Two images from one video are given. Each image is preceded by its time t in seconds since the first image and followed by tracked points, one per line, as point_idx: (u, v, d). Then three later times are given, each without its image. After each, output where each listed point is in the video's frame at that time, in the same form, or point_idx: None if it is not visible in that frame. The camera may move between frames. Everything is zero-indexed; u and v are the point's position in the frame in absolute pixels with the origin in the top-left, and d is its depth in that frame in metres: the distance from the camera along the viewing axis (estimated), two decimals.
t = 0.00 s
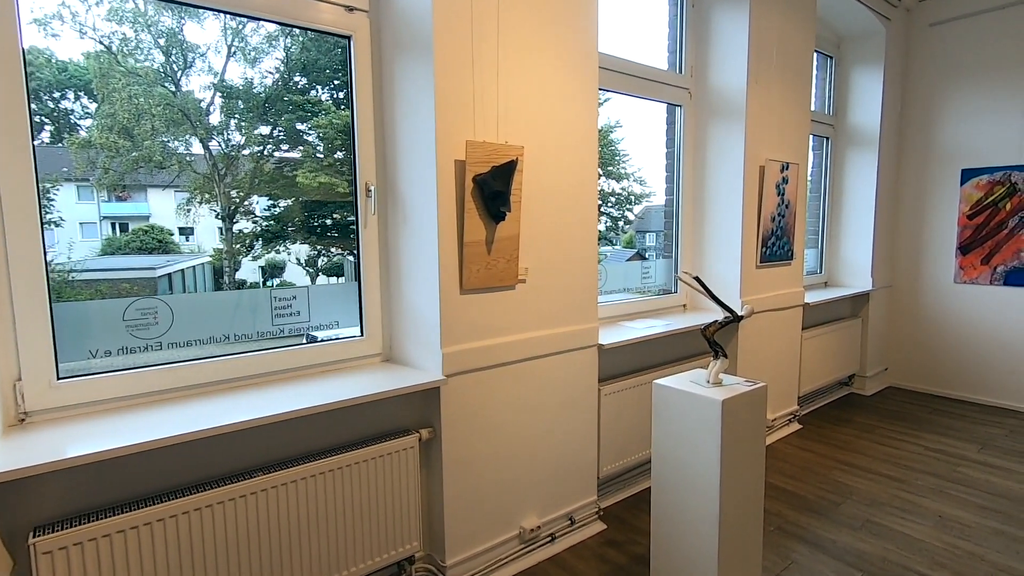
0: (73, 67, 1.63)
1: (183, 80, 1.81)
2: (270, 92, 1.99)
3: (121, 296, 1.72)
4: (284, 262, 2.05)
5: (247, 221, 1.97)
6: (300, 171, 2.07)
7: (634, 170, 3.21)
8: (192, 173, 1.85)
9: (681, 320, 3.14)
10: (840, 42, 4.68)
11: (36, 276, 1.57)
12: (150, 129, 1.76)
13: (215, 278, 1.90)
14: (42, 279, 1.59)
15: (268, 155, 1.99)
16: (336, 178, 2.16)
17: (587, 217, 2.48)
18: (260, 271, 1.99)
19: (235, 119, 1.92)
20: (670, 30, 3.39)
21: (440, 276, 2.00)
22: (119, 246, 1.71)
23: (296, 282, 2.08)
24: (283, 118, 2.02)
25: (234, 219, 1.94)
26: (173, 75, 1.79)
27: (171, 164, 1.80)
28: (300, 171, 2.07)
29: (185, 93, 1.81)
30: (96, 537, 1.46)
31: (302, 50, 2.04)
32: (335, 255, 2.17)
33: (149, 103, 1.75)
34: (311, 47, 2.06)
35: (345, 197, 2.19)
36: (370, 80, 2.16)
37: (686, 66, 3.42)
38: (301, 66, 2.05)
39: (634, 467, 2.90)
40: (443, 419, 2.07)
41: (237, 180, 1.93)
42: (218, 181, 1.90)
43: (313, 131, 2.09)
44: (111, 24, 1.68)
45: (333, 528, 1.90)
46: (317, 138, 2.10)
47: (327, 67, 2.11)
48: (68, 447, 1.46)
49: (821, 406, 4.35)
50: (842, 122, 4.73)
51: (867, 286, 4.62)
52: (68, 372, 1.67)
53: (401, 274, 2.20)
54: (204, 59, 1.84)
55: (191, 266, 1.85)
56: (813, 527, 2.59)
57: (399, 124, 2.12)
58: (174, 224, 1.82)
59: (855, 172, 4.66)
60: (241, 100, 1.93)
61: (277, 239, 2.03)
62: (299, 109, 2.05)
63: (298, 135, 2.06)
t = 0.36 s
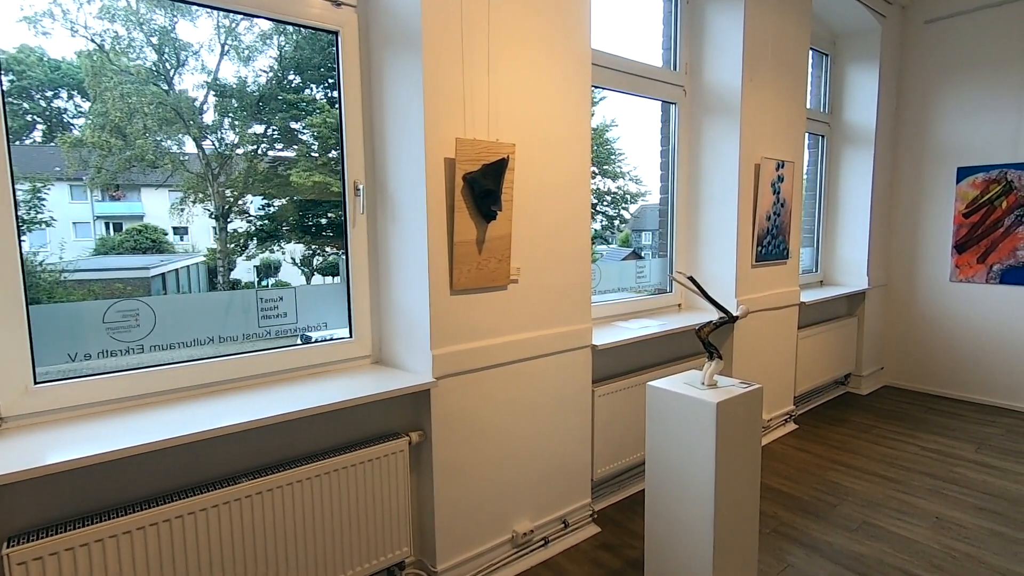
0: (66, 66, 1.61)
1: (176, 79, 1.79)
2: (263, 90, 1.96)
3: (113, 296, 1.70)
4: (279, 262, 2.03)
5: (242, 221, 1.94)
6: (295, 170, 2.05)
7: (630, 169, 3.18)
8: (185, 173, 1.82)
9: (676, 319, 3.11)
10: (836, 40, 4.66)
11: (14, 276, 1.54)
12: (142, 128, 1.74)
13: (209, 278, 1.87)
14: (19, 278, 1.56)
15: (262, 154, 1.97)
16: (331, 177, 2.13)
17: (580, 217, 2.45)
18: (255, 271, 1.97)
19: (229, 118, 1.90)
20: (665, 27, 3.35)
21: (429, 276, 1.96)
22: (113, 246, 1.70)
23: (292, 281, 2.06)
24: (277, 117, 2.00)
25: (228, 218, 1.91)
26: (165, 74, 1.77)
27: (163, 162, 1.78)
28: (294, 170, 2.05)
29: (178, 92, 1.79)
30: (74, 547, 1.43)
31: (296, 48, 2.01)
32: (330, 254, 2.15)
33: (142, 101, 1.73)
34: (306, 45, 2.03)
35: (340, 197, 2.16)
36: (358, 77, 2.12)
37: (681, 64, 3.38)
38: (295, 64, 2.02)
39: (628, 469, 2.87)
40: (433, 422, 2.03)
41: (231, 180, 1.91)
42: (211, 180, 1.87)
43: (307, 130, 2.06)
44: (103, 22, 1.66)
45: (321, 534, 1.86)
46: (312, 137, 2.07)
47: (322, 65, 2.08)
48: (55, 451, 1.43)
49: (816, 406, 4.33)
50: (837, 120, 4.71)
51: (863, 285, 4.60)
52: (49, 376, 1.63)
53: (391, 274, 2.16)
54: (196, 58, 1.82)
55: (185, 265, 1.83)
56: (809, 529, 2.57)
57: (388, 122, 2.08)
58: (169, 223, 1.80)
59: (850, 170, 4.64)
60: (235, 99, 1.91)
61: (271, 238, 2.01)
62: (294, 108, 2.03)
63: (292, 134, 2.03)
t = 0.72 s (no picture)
0: (59, 64, 1.60)
1: (169, 76, 1.77)
2: (258, 88, 1.94)
3: (106, 296, 1.68)
4: (275, 262, 2.01)
5: (236, 220, 1.93)
6: (289, 168, 2.02)
7: (626, 168, 3.17)
8: (179, 172, 1.81)
9: (670, 319, 3.08)
10: (831, 38, 4.64)
11: None
12: (135, 126, 1.72)
13: (204, 277, 1.86)
14: None
15: (257, 152, 1.95)
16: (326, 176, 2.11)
17: (571, 215, 2.42)
18: (250, 270, 1.96)
19: (224, 116, 1.88)
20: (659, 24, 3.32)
21: (416, 276, 1.93)
22: (107, 246, 1.68)
23: (287, 281, 2.04)
24: (272, 115, 1.98)
25: (222, 217, 1.90)
26: (158, 72, 1.75)
27: (156, 161, 1.76)
28: (289, 168, 2.02)
29: (171, 90, 1.77)
30: (50, 555, 1.40)
31: (290, 45, 1.99)
32: (326, 253, 2.13)
33: (134, 99, 1.71)
34: (300, 42, 2.01)
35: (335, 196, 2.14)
36: (345, 73, 2.08)
37: (674, 61, 3.35)
38: (290, 62, 2.00)
39: (621, 470, 2.84)
40: (421, 425, 2.00)
41: (226, 179, 1.90)
42: (206, 179, 1.86)
43: (302, 129, 2.04)
44: (95, 19, 1.64)
45: (306, 540, 1.82)
46: (307, 136, 2.05)
47: (317, 63, 2.06)
48: (43, 454, 1.41)
49: (811, 406, 4.31)
50: (832, 118, 4.69)
51: (858, 284, 4.59)
52: (42, 378, 1.61)
53: (378, 274, 2.12)
54: (190, 55, 1.80)
55: (180, 265, 1.81)
56: (803, 530, 2.54)
57: (375, 119, 2.04)
58: (163, 222, 1.78)
59: (845, 169, 4.62)
60: (229, 98, 1.89)
61: (267, 237, 1.99)
62: (289, 106, 2.01)
63: (287, 132, 2.01)
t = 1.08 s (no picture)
0: (54, 61, 1.60)
1: (164, 74, 1.77)
2: (253, 86, 1.94)
3: (102, 295, 1.68)
4: (272, 260, 2.01)
5: (232, 218, 1.92)
6: (284, 167, 2.02)
7: (624, 167, 3.16)
8: (174, 170, 1.80)
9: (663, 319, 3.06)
10: (826, 36, 4.61)
11: None
12: (129, 124, 1.72)
13: (201, 276, 1.86)
14: None
15: (252, 151, 1.95)
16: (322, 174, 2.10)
17: (561, 214, 2.38)
18: (247, 269, 1.96)
19: (219, 114, 1.88)
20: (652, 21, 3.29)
21: (402, 277, 1.90)
22: (102, 244, 1.68)
23: (284, 280, 2.04)
24: (268, 113, 1.97)
25: (217, 216, 1.89)
26: (152, 69, 1.75)
27: (151, 159, 1.76)
28: (284, 167, 2.02)
29: (165, 87, 1.77)
30: (35, 558, 1.37)
31: (286, 44, 1.99)
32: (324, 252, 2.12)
33: (128, 97, 1.71)
34: (297, 41, 2.00)
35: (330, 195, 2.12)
36: (331, 70, 2.05)
37: (668, 59, 3.32)
38: (285, 61, 1.99)
39: (613, 472, 2.81)
40: (407, 428, 1.97)
41: (221, 177, 1.89)
42: (201, 177, 1.85)
43: (299, 127, 2.03)
44: (88, 16, 1.64)
45: (289, 545, 1.79)
46: (304, 134, 2.05)
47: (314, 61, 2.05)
48: (33, 456, 1.39)
49: (806, 406, 4.29)
50: (827, 117, 4.67)
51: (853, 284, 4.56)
52: (36, 378, 1.60)
53: (365, 274, 2.09)
54: (185, 53, 1.80)
55: (175, 263, 1.81)
56: (796, 532, 2.52)
57: (360, 117, 2.01)
58: (158, 221, 1.78)
59: (841, 167, 4.60)
60: (225, 96, 1.88)
61: (262, 236, 1.98)
62: (284, 105, 2.00)
63: (283, 130, 2.00)
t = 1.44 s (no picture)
0: (51, 60, 1.59)
1: (160, 73, 1.76)
2: (250, 85, 1.93)
3: (98, 294, 1.68)
4: (270, 260, 2.01)
5: (229, 217, 1.92)
6: (281, 166, 2.01)
7: (621, 166, 3.17)
8: (170, 169, 1.80)
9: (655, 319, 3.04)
10: (821, 34, 4.59)
11: None
12: (124, 123, 1.71)
13: (198, 275, 1.86)
14: None
15: (249, 150, 1.94)
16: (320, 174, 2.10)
17: (550, 213, 2.35)
18: (245, 269, 1.96)
19: (215, 113, 1.87)
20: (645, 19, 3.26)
21: (387, 276, 1.86)
22: (99, 244, 1.68)
23: (282, 280, 2.04)
24: (265, 112, 1.96)
25: (214, 215, 1.89)
26: (148, 68, 1.74)
27: (147, 158, 1.76)
28: (281, 166, 2.01)
29: (161, 86, 1.77)
30: (18, 560, 1.36)
31: (282, 42, 1.98)
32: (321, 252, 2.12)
33: (124, 95, 1.70)
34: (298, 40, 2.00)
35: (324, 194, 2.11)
36: (316, 66, 2.02)
37: (661, 56, 3.29)
38: (282, 59, 1.98)
39: (604, 473, 2.79)
40: (392, 429, 1.94)
41: (217, 176, 1.89)
42: (197, 176, 1.85)
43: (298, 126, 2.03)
44: (83, 14, 1.63)
45: (272, 549, 1.76)
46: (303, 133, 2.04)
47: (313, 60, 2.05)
48: (22, 455, 1.38)
49: (801, 406, 4.27)
50: (823, 115, 4.65)
51: (848, 284, 4.54)
52: (30, 376, 1.60)
53: (350, 273, 2.06)
54: (181, 52, 1.80)
55: (172, 263, 1.81)
56: (788, 534, 2.49)
57: (345, 114, 1.98)
58: (155, 220, 1.78)
59: (836, 166, 4.58)
60: (221, 94, 1.88)
61: (259, 235, 1.98)
62: (280, 103, 1.99)
63: (281, 130, 2.00)
